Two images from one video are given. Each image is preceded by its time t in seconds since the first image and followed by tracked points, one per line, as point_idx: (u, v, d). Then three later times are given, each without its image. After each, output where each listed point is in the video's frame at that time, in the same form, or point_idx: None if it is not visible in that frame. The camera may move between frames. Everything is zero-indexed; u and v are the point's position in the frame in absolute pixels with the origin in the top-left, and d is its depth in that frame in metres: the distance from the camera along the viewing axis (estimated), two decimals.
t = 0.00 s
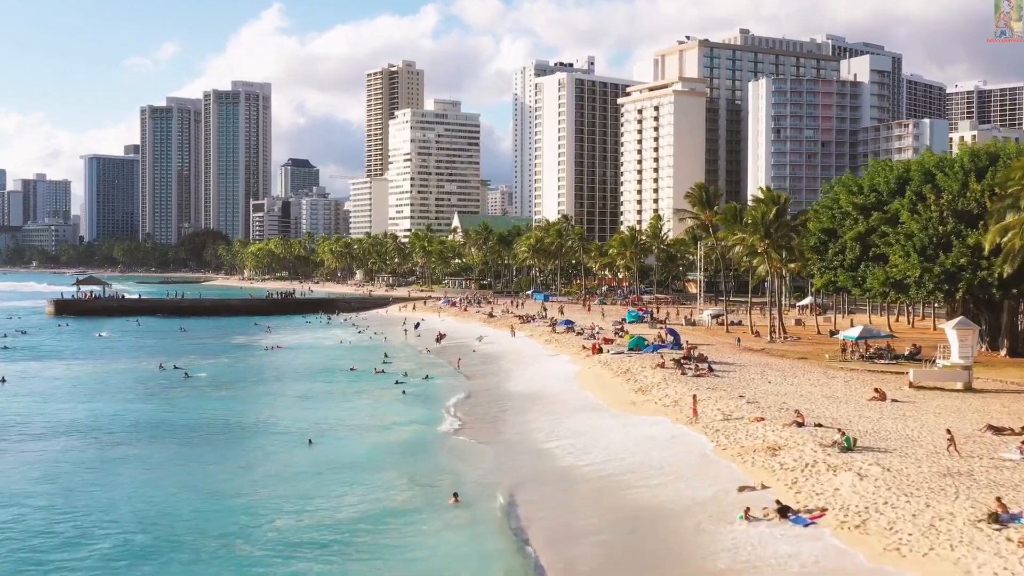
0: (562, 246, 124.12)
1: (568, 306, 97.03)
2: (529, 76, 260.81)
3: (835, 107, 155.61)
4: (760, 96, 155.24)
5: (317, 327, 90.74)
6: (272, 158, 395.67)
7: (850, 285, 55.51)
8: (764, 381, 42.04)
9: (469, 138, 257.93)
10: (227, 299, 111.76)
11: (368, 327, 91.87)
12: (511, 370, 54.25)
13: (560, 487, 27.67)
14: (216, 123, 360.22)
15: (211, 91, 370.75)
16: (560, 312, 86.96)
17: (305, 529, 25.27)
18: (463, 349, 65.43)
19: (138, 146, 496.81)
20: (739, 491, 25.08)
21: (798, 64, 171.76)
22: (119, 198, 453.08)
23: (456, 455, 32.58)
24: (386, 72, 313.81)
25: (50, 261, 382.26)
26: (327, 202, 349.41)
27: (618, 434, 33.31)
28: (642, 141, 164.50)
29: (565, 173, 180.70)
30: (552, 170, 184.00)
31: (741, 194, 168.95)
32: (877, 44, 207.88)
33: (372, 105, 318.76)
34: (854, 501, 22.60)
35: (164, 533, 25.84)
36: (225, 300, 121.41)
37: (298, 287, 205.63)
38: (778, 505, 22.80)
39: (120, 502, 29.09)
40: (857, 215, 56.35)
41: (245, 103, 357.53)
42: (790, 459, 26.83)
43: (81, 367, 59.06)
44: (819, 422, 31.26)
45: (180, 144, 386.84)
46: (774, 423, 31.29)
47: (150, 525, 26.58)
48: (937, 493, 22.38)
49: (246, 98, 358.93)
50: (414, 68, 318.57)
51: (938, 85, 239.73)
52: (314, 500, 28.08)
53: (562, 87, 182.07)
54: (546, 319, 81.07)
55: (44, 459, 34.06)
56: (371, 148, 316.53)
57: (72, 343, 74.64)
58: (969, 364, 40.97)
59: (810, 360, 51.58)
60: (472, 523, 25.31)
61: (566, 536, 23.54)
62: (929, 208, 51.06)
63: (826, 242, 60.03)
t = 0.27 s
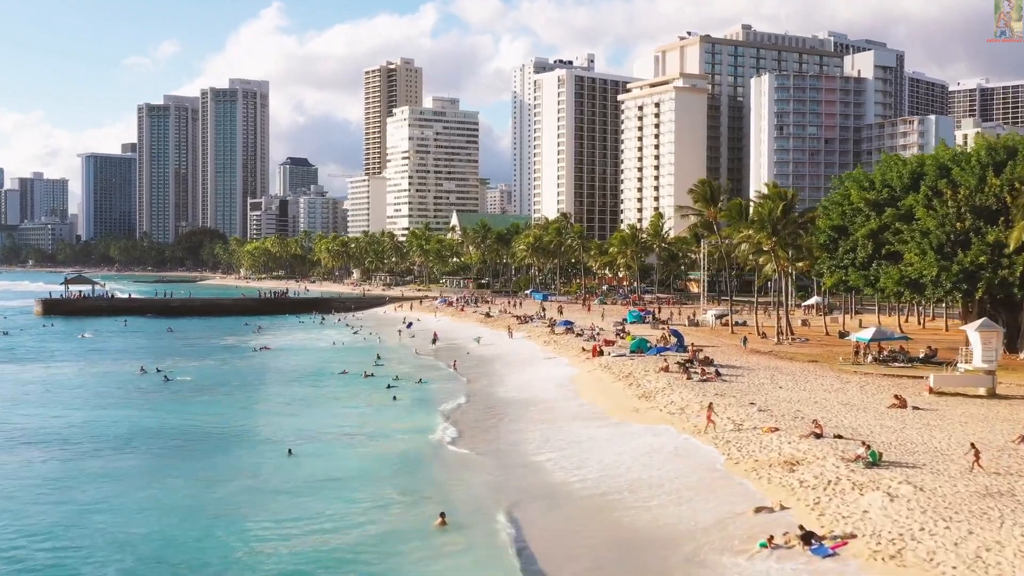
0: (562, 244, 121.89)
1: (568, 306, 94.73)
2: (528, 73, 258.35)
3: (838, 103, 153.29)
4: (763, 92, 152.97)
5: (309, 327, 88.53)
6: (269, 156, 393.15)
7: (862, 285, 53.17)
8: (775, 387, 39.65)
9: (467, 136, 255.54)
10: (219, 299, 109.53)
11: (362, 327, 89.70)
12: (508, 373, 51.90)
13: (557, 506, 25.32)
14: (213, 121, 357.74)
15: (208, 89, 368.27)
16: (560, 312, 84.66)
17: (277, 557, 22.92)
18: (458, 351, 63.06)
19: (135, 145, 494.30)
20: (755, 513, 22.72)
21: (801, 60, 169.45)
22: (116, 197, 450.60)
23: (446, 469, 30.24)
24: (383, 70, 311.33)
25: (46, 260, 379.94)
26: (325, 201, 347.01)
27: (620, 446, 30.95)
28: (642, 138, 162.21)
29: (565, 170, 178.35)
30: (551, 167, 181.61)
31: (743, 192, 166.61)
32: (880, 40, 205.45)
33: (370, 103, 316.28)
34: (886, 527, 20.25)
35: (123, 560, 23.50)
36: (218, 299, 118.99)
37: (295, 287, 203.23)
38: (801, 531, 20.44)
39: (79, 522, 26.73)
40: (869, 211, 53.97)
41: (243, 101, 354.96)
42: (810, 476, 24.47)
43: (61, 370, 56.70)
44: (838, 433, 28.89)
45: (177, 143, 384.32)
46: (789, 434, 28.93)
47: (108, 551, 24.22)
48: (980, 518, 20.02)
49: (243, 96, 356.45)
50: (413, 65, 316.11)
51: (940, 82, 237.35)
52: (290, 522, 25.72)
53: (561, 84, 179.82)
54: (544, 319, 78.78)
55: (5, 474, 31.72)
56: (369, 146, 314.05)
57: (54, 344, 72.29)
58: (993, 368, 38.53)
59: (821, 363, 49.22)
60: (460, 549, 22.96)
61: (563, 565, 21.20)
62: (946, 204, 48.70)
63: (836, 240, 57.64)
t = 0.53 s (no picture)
0: (561, 244, 119.50)
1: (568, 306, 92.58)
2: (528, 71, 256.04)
3: (842, 100, 150.78)
4: (765, 89, 150.69)
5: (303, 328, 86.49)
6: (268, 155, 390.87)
7: (874, 285, 50.98)
8: (787, 393, 37.50)
9: (467, 134, 253.33)
10: (212, 297, 107.47)
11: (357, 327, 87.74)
12: (505, 377, 49.74)
13: (553, 527, 23.17)
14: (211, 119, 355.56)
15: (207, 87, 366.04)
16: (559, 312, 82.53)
17: None
18: (454, 353, 60.86)
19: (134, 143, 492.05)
20: (773, 538, 20.57)
21: (804, 56, 167.28)
22: (114, 196, 448.47)
23: (435, 484, 28.10)
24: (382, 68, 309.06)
25: (43, 260, 377.85)
26: (324, 199, 344.85)
27: (623, 458, 28.77)
28: (643, 136, 160.11)
29: (565, 169, 176.22)
30: (551, 165, 179.38)
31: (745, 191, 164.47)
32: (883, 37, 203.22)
33: (369, 101, 313.97)
34: (921, 557, 18.09)
35: None
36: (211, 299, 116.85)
37: (292, 286, 201.13)
38: (826, 562, 18.30)
39: (33, 543, 24.62)
40: (881, 208, 51.76)
41: (241, 99, 352.71)
42: (831, 495, 22.34)
43: (39, 373, 54.53)
44: (858, 446, 26.73)
45: (175, 141, 382.06)
46: (806, 447, 26.77)
47: None
48: None
49: (241, 94, 354.33)
50: (412, 63, 313.75)
51: (943, 80, 235.03)
52: (262, 545, 23.58)
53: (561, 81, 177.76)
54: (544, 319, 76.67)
55: None
56: (368, 144, 311.80)
57: (38, 346, 70.16)
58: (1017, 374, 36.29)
59: (832, 367, 47.05)
60: None
61: None
62: (962, 200, 46.47)
63: (846, 238, 55.43)
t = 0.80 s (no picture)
0: (565, 242, 117.28)
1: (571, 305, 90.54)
2: (531, 68, 253.76)
3: (851, 97, 148.51)
4: (772, 85, 148.48)
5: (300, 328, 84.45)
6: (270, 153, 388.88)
7: (892, 285, 48.80)
8: (803, 399, 35.43)
9: (470, 132, 251.29)
10: (209, 296, 105.46)
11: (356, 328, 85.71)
12: (506, 380, 47.65)
13: (554, 552, 21.08)
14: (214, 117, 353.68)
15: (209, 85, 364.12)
16: (562, 312, 80.41)
17: None
18: (453, 355, 58.78)
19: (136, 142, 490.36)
20: (799, 567, 18.45)
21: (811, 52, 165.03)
22: (117, 195, 446.83)
23: (426, 500, 26.04)
24: (385, 65, 306.94)
25: (44, 258, 376.17)
26: (326, 198, 342.90)
27: (629, 473, 26.67)
28: (648, 133, 157.97)
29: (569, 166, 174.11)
30: (555, 163, 177.29)
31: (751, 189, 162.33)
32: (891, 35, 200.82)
33: (371, 99, 311.93)
34: None
35: None
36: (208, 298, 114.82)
37: (293, 285, 199.09)
38: None
39: None
40: (898, 204, 49.59)
41: (243, 96, 350.63)
42: (862, 517, 20.25)
43: (21, 375, 52.51)
44: (887, 460, 24.61)
45: (177, 139, 380.09)
46: (829, 460, 24.66)
47: None
48: None
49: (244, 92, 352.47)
50: (415, 61, 311.69)
51: (951, 78, 232.57)
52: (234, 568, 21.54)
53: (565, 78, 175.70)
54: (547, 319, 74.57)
55: None
56: (370, 142, 309.69)
57: (25, 346, 68.14)
58: None
59: (849, 371, 44.90)
60: None
61: None
62: (985, 195, 44.26)
63: (861, 236, 53.24)
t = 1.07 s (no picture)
0: (566, 241, 115.02)
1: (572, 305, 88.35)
2: (532, 65, 251.50)
3: (855, 94, 146.63)
4: (776, 82, 146.39)
5: (294, 328, 82.32)
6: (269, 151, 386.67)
7: (908, 285, 46.75)
8: (819, 407, 33.33)
9: (470, 130, 249.24)
10: (203, 295, 103.44)
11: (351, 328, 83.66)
12: (504, 384, 45.53)
13: None
14: (212, 115, 351.54)
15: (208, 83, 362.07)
16: (562, 313, 78.22)
17: None
18: (450, 357, 56.72)
19: (135, 140, 488.47)
20: None
21: (815, 49, 162.82)
22: (116, 193, 444.88)
23: (412, 520, 23.88)
24: (385, 63, 304.76)
25: (42, 257, 374.26)
26: (325, 196, 340.85)
27: (636, 491, 24.58)
28: (650, 130, 155.90)
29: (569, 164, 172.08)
30: (556, 160, 175.11)
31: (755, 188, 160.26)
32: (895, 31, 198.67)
33: (371, 97, 309.80)
34: None
35: None
36: (202, 297, 112.78)
37: (290, 284, 197.07)
38: None
39: None
40: (914, 200, 47.47)
41: (242, 94, 348.52)
42: (898, 545, 18.15)
43: None
44: (918, 476, 22.52)
45: (176, 138, 377.99)
46: (855, 477, 22.54)
47: None
48: None
49: (243, 89, 350.47)
50: (415, 58, 309.52)
51: (955, 76, 230.56)
52: None
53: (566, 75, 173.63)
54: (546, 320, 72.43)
55: None
56: (370, 141, 307.51)
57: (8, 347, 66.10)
58: None
59: (863, 375, 42.82)
60: None
61: None
62: (1007, 190, 42.05)
63: (875, 234, 51.08)
